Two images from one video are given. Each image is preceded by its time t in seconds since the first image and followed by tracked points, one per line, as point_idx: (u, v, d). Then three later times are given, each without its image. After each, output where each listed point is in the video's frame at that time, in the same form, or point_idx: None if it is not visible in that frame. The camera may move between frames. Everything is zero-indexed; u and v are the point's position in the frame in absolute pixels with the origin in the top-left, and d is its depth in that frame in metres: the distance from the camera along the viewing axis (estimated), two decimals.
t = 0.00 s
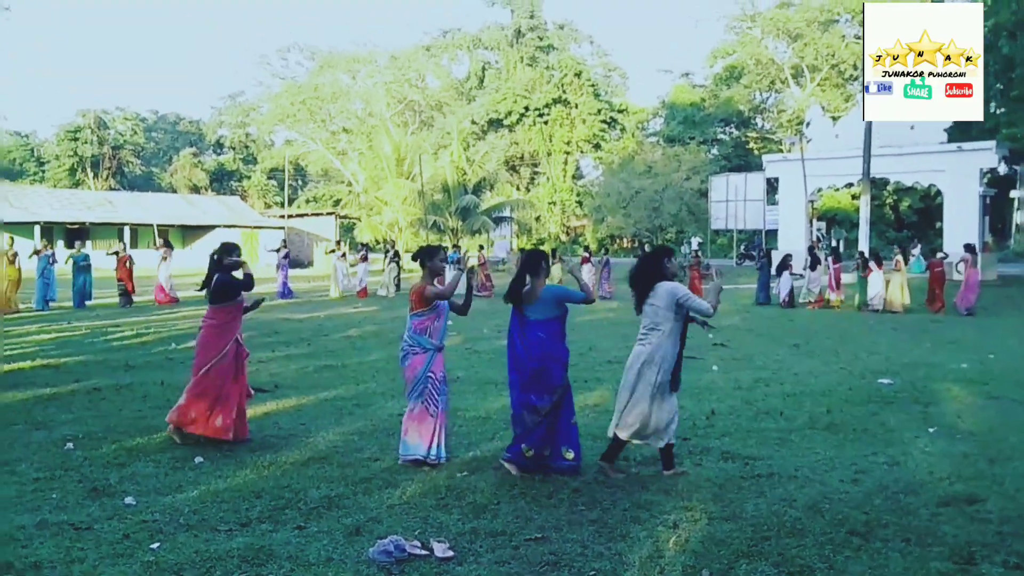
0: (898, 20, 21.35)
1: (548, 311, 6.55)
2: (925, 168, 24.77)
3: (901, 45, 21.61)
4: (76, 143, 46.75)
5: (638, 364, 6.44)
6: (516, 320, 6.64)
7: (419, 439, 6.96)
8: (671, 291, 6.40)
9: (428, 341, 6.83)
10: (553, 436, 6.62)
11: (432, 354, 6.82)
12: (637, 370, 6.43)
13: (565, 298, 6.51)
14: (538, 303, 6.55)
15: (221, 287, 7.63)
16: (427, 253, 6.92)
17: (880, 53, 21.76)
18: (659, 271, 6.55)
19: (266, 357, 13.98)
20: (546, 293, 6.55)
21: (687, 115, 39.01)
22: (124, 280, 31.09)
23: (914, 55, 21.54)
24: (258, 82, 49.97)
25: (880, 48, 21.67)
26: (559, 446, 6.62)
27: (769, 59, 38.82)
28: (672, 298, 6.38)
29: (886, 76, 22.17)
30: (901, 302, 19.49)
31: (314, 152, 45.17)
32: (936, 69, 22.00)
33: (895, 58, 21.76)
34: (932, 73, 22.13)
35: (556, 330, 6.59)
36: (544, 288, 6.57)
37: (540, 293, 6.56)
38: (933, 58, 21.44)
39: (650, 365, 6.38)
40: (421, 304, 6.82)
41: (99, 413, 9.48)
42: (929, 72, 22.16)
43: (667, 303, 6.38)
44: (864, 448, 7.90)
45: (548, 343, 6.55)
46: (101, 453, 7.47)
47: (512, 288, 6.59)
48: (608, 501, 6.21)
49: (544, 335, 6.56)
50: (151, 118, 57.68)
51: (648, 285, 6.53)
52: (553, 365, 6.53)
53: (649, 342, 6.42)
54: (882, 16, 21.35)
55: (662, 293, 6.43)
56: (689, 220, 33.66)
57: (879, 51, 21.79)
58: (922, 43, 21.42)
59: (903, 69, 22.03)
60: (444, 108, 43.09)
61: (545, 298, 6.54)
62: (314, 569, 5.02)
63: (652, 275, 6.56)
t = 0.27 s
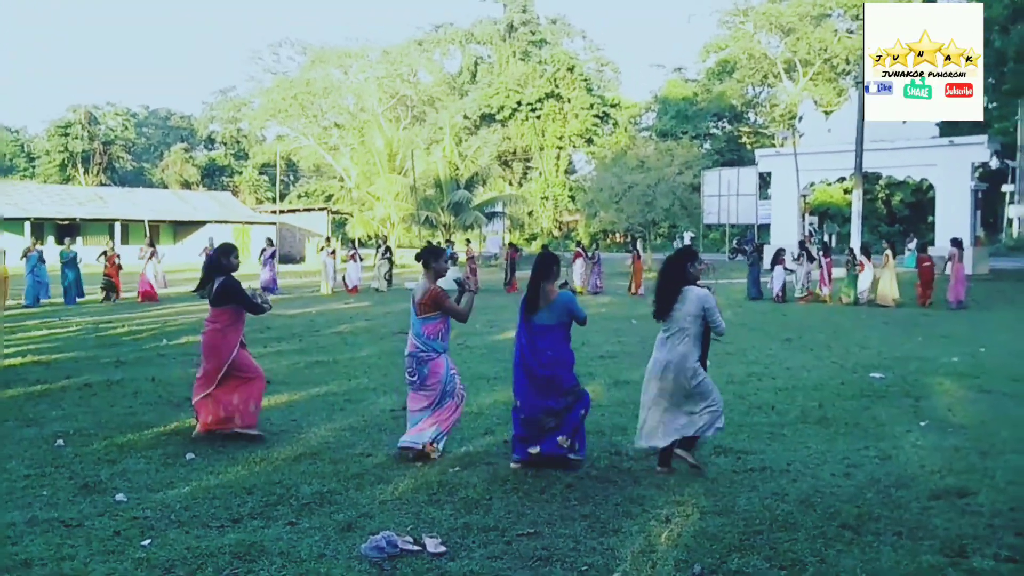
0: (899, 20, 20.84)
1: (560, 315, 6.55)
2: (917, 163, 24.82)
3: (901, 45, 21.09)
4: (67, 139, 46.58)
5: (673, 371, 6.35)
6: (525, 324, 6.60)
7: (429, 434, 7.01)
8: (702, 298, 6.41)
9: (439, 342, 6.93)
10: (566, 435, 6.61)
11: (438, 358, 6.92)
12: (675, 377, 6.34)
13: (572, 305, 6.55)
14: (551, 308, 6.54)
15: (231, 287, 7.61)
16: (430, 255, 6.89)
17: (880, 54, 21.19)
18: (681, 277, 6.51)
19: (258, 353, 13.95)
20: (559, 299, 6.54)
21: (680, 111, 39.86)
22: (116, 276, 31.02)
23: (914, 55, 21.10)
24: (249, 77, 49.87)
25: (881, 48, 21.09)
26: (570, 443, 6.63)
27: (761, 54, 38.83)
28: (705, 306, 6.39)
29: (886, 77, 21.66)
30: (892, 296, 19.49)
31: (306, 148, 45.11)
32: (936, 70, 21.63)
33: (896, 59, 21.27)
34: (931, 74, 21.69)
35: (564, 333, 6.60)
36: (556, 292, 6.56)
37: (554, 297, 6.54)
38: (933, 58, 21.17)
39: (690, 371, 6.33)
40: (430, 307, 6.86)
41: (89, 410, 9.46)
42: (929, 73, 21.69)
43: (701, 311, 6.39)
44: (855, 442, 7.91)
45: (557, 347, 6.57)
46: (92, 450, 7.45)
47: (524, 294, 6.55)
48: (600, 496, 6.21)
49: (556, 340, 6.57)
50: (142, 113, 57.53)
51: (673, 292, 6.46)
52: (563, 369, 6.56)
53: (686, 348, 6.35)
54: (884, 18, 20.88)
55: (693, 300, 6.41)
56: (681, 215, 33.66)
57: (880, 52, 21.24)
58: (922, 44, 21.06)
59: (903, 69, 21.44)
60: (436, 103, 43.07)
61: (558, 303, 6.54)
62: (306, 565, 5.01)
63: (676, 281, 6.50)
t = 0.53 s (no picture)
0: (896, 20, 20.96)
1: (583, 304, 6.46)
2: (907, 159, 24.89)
3: (902, 45, 21.00)
4: (54, 134, 46.36)
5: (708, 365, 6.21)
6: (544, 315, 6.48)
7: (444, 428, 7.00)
8: (731, 286, 6.26)
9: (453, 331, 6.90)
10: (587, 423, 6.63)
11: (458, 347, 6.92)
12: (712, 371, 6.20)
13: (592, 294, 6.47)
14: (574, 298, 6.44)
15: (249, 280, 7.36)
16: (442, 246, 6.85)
17: (880, 54, 21.32)
18: (707, 267, 6.37)
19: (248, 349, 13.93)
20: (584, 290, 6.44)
21: (670, 106, 39.65)
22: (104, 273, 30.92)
23: (914, 55, 20.76)
24: (238, 73, 49.72)
25: (880, 48, 21.23)
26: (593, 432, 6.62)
27: (751, 49, 38.84)
28: (734, 294, 6.24)
29: (887, 76, 21.74)
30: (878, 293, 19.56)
31: (294, 143, 44.52)
32: (937, 70, 21.20)
33: (895, 59, 21.23)
34: (931, 73, 21.26)
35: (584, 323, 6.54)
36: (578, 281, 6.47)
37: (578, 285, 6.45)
38: (933, 58, 20.63)
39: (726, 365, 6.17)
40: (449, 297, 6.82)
41: (78, 406, 9.43)
42: (929, 72, 21.23)
43: (731, 300, 6.24)
44: (845, 436, 7.93)
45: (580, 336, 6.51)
46: (81, 446, 7.42)
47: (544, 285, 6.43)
48: (590, 491, 6.21)
49: (582, 329, 6.49)
50: (130, 108, 57.36)
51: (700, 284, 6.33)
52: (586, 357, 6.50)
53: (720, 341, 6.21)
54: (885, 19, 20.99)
55: (721, 290, 6.26)
56: (671, 210, 33.63)
57: (879, 52, 21.36)
58: (923, 43, 20.70)
59: (903, 69, 21.33)
60: (426, 98, 43.08)
61: (581, 293, 6.43)
62: (296, 561, 5.00)
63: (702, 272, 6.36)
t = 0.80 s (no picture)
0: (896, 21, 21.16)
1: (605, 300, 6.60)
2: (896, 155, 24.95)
3: (902, 46, 21.22)
4: (42, 132, 46.14)
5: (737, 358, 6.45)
6: (566, 313, 6.58)
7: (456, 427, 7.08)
8: (756, 278, 6.51)
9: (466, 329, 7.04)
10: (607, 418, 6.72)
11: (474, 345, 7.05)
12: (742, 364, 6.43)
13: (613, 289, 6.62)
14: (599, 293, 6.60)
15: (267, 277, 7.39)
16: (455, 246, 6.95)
17: (879, 54, 21.48)
18: (731, 257, 6.56)
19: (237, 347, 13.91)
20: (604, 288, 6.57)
21: (659, 104, 39.21)
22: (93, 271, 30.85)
23: (913, 54, 21.00)
24: (227, 71, 49.57)
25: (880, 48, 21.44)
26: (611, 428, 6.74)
27: (740, 47, 38.87)
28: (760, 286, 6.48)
29: (885, 76, 22.18)
30: (866, 289, 19.60)
31: (285, 141, 44.94)
32: (935, 69, 21.33)
33: (894, 58, 21.45)
34: (931, 73, 21.46)
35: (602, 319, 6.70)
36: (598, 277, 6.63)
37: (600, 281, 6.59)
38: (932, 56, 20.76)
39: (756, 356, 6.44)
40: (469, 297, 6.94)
41: (66, 405, 9.40)
42: (929, 72, 21.45)
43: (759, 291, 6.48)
44: (834, 433, 7.95)
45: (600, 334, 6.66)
46: (70, 446, 7.40)
47: (565, 282, 6.54)
48: (580, 488, 6.21)
49: (602, 327, 6.60)
50: (119, 107, 57.20)
51: (725, 277, 6.54)
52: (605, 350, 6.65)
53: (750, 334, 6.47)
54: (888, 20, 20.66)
55: (747, 282, 6.50)
56: (661, 208, 33.64)
57: (879, 52, 21.53)
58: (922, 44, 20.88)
59: (903, 69, 21.68)
60: (415, 95, 42.82)
61: (599, 291, 6.56)
62: (285, 560, 4.99)
63: (726, 263, 6.56)
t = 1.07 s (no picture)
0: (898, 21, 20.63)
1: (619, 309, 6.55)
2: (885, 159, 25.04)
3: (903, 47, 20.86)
4: (30, 136, 45.97)
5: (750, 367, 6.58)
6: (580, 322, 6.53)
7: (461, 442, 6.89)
8: (775, 289, 6.64)
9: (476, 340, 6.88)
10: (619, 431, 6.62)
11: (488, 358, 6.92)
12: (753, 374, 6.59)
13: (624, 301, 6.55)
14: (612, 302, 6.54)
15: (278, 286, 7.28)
16: (467, 257, 6.76)
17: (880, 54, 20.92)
18: (751, 265, 6.62)
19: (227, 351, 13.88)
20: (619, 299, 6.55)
21: (649, 107, 38.88)
22: (82, 275, 30.79)
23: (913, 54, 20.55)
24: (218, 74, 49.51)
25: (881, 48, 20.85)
26: (622, 445, 6.62)
27: (729, 50, 38.96)
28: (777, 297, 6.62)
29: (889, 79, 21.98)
30: (853, 292, 19.73)
31: (274, 145, 44.69)
32: (935, 70, 21.26)
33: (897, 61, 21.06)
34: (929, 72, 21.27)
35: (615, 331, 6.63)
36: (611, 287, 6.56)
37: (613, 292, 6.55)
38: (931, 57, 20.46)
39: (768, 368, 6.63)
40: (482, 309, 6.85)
41: (56, 410, 9.37)
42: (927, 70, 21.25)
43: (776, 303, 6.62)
44: (823, 435, 7.99)
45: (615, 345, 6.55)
46: (59, 451, 7.38)
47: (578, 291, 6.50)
48: (570, 492, 6.22)
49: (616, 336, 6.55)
50: (108, 110, 57.11)
51: (746, 286, 6.60)
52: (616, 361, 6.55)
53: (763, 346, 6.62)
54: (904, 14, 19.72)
55: (766, 292, 6.62)
56: (651, 211, 33.66)
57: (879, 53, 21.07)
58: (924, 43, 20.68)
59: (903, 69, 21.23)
60: (405, 99, 42.88)
61: (615, 300, 6.53)
62: (274, 564, 4.99)
63: (747, 272, 6.61)
